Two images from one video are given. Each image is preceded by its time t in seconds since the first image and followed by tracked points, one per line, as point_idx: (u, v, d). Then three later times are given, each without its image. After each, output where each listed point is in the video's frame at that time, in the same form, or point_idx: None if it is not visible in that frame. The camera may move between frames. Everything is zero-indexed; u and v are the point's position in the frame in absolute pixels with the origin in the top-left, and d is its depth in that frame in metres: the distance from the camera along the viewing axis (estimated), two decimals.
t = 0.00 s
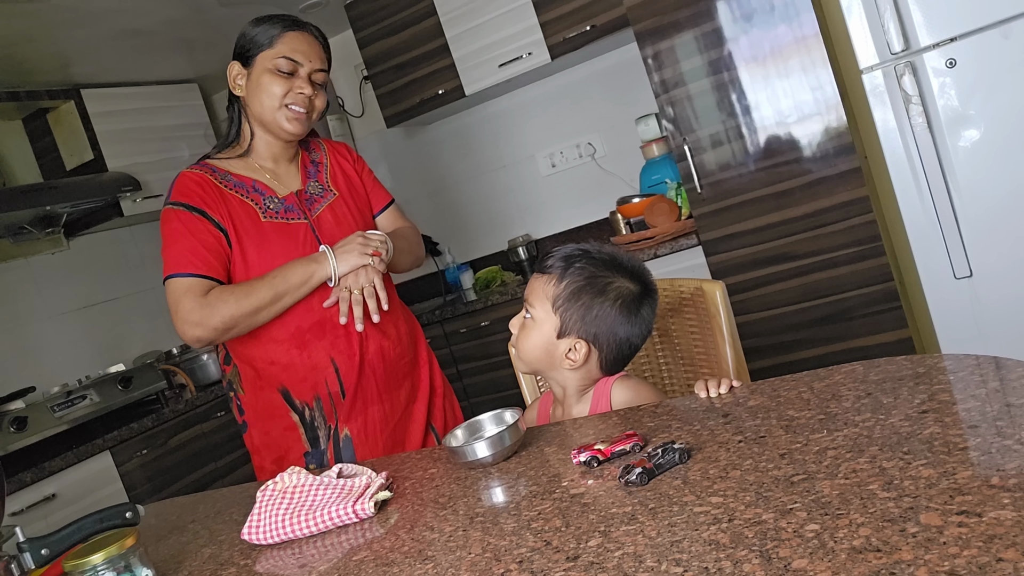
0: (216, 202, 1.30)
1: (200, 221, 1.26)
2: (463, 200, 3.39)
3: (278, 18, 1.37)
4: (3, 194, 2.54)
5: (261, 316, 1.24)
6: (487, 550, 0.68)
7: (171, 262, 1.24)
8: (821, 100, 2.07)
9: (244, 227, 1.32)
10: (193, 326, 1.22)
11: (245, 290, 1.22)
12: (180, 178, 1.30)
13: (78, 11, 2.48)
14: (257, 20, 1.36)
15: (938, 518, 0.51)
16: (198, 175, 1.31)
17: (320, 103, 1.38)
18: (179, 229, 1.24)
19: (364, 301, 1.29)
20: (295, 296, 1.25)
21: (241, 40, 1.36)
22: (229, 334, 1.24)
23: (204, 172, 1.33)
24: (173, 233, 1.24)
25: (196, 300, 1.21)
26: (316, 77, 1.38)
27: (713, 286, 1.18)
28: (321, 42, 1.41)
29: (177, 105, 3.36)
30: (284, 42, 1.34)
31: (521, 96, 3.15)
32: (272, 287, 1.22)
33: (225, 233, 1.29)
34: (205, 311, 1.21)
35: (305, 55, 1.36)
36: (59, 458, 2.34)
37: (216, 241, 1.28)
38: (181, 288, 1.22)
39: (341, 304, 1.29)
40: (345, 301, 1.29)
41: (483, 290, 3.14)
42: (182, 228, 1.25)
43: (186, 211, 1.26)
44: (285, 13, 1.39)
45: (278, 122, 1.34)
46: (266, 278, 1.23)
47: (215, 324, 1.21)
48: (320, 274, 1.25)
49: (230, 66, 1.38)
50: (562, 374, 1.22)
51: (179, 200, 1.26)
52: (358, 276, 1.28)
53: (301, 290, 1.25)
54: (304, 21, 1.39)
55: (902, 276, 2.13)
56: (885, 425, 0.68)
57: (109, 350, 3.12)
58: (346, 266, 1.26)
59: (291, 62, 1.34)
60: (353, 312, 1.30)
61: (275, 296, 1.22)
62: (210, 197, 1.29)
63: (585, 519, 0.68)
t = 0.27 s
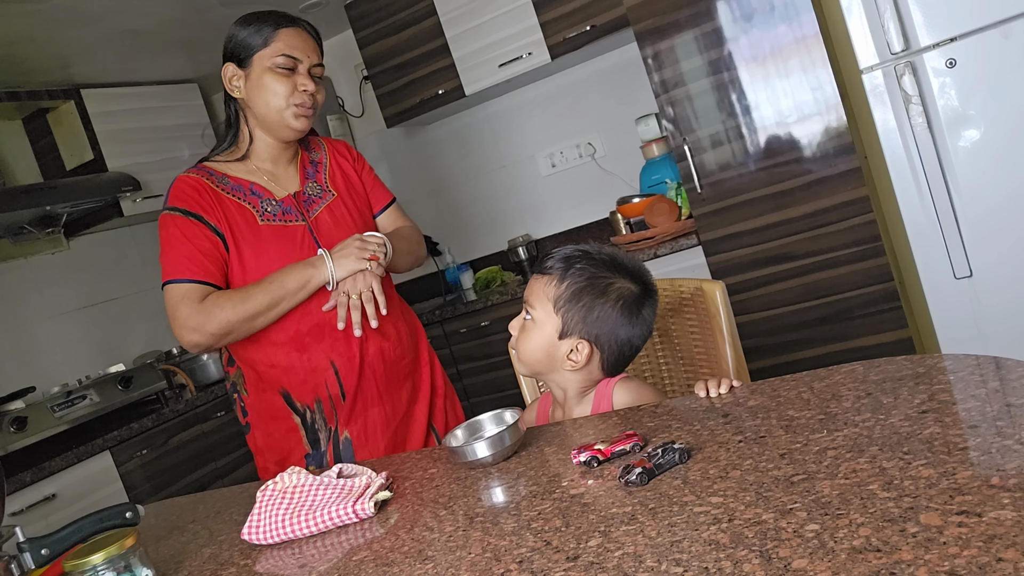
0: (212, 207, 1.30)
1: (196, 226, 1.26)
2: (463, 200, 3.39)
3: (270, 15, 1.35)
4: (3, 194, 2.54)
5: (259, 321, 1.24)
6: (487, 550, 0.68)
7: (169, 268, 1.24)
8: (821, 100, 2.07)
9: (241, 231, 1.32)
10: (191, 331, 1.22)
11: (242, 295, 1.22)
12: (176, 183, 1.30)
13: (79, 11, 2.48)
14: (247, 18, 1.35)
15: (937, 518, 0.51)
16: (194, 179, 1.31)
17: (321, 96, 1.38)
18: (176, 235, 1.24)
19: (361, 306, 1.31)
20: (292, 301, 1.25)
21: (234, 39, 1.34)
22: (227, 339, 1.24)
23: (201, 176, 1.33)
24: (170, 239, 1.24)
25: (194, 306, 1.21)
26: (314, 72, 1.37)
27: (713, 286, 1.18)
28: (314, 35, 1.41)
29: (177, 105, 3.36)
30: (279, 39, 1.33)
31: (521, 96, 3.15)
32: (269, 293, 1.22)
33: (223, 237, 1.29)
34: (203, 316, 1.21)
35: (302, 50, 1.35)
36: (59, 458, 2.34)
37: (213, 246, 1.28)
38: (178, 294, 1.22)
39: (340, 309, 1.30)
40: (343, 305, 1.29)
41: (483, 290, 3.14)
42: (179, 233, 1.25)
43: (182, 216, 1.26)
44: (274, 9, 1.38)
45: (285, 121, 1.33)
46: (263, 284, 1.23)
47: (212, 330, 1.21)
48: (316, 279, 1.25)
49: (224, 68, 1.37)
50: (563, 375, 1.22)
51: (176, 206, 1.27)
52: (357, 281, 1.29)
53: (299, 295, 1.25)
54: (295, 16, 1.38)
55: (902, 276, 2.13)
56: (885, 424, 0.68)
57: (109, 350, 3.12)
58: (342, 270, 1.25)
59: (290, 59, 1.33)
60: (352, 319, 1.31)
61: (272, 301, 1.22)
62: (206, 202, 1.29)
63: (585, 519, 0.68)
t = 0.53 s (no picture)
0: (219, 205, 1.30)
1: (203, 224, 1.26)
2: (463, 200, 3.39)
3: (262, 11, 1.33)
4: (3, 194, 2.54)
5: (263, 320, 1.24)
6: (487, 550, 0.68)
7: (175, 265, 1.24)
8: (821, 100, 2.07)
9: (247, 229, 1.32)
10: (197, 330, 1.23)
11: (247, 294, 1.22)
12: (183, 180, 1.30)
13: (78, 11, 2.48)
14: (240, 19, 1.32)
15: (937, 518, 0.51)
16: (201, 176, 1.32)
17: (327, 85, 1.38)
18: (182, 234, 1.25)
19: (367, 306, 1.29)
20: (297, 300, 1.24)
21: (233, 41, 1.32)
22: (232, 338, 1.24)
23: (209, 174, 1.33)
24: (176, 237, 1.25)
25: (199, 304, 1.22)
26: (316, 64, 1.37)
27: (713, 286, 1.18)
28: (306, 24, 1.39)
29: (177, 105, 3.36)
30: (281, 37, 1.32)
31: (522, 95, 3.15)
32: (274, 292, 1.22)
33: (229, 235, 1.30)
34: (207, 315, 1.21)
35: (303, 44, 1.34)
36: (59, 458, 2.34)
37: (220, 244, 1.28)
38: (184, 292, 1.23)
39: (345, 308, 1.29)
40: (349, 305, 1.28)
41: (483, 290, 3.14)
42: (185, 232, 1.25)
43: (189, 214, 1.26)
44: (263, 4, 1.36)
45: (301, 120, 1.35)
46: (268, 283, 1.22)
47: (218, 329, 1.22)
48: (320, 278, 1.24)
49: (224, 72, 1.35)
50: (567, 371, 1.22)
51: (182, 204, 1.27)
52: (362, 280, 1.27)
53: (303, 295, 1.24)
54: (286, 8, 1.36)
55: (902, 276, 2.13)
56: (885, 425, 0.68)
57: (109, 350, 3.12)
58: (349, 270, 1.25)
59: (293, 55, 1.33)
60: (358, 318, 1.30)
61: (277, 301, 1.22)
62: (213, 200, 1.29)
63: (585, 519, 0.68)
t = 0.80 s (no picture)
0: (226, 203, 1.30)
1: (211, 222, 1.26)
2: (463, 200, 3.39)
3: (267, 9, 1.34)
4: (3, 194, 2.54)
5: (273, 317, 1.24)
6: (487, 550, 0.68)
7: (184, 263, 1.24)
8: (821, 100, 2.07)
9: (254, 227, 1.32)
10: (206, 326, 1.22)
11: (257, 291, 1.22)
12: (189, 179, 1.30)
13: (78, 12, 2.48)
14: (246, 14, 1.33)
15: (937, 518, 0.51)
16: (206, 176, 1.31)
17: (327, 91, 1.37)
18: (190, 231, 1.24)
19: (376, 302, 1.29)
20: (307, 297, 1.25)
21: (234, 38, 1.34)
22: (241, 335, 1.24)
23: (213, 173, 1.33)
24: (184, 235, 1.24)
25: (209, 301, 1.21)
26: (318, 67, 1.36)
27: (713, 286, 1.18)
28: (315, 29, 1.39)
29: (177, 105, 3.36)
30: (280, 37, 1.32)
31: (522, 95, 3.15)
32: (283, 290, 1.22)
33: (236, 233, 1.29)
34: (217, 312, 1.21)
35: (304, 46, 1.34)
36: (60, 458, 2.34)
37: (227, 241, 1.28)
38: (194, 290, 1.22)
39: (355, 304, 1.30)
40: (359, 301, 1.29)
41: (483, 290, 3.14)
42: (193, 229, 1.25)
43: (196, 212, 1.26)
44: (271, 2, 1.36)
45: (290, 118, 1.33)
46: (277, 279, 1.22)
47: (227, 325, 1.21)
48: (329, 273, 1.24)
49: (227, 66, 1.36)
50: (574, 367, 1.23)
51: (189, 202, 1.27)
52: (371, 276, 1.28)
53: (313, 291, 1.25)
54: (294, 9, 1.36)
55: (902, 276, 2.13)
56: (885, 425, 0.68)
57: (109, 350, 3.12)
58: (358, 266, 1.25)
59: (292, 56, 1.32)
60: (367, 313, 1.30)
61: (287, 297, 1.22)
62: (219, 199, 1.29)
63: (585, 519, 0.68)
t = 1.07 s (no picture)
0: (230, 198, 1.30)
1: (215, 217, 1.26)
2: (464, 200, 3.39)
3: (269, 10, 1.33)
4: (3, 194, 2.54)
5: (277, 313, 1.24)
6: (487, 550, 0.68)
7: (189, 256, 1.24)
8: (821, 100, 2.07)
9: (259, 223, 1.32)
10: (211, 319, 1.22)
11: (263, 285, 1.22)
12: (194, 175, 1.30)
13: (78, 11, 2.48)
14: (247, 16, 1.33)
15: (938, 518, 0.51)
16: (211, 172, 1.31)
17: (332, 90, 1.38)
18: (194, 226, 1.24)
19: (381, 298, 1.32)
20: (312, 292, 1.26)
21: (238, 39, 1.33)
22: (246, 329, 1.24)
23: (218, 169, 1.33)
24: (188, 230, 1.24)
25: (214, 294, 1.22)
26: (321, 68, 1.36)
27: (713, 286, 1.18)
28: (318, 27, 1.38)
29: (178, 105, 3.36)
30: (285, 39, 1.31)
31: (523, 95, 3.15)
32: (289, 284, 1.23)
33: (241, 228, 1.29)
34: (223, 305, 1.21)
35: (308, 48, 1.33)
36: (60, 458, 2.34)
37: (232, 236, 1.28)
38: (198, 283, 1.23)
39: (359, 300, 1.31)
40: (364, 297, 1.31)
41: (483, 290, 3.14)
42: (199, 223, 1.25)
43: (201, 207, 1.26)
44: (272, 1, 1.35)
45: (296, 123, 1.34)
46: (284, 274, 1.23)
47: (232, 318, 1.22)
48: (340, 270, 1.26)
49: (231, 68, 1.36)
50: (576, 369, 1.24)
51: (195, 197, 1.27)
52: (376, 273, 1.31)
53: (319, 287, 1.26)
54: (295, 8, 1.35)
55: (902, 275, 2.13)
56: (885, 425, 0.68)
57: (109, 350, 3.12)
58: (364, 262, 1.27)
59: (297, 60, 1.32)
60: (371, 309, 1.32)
61: (293, 292, 1.23)
62: (224, 194, 1.29)
63: (585, 519, 0.68)
